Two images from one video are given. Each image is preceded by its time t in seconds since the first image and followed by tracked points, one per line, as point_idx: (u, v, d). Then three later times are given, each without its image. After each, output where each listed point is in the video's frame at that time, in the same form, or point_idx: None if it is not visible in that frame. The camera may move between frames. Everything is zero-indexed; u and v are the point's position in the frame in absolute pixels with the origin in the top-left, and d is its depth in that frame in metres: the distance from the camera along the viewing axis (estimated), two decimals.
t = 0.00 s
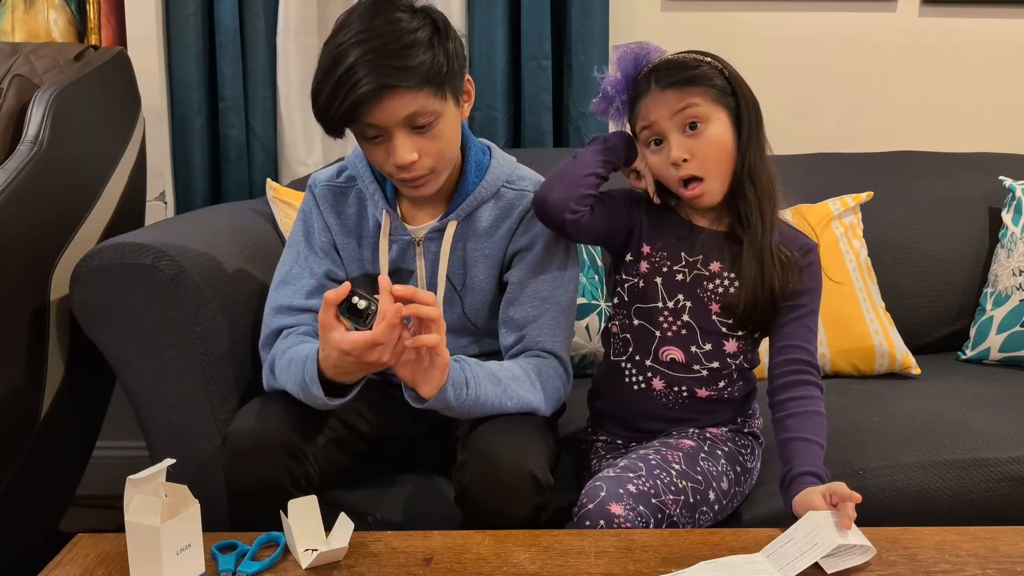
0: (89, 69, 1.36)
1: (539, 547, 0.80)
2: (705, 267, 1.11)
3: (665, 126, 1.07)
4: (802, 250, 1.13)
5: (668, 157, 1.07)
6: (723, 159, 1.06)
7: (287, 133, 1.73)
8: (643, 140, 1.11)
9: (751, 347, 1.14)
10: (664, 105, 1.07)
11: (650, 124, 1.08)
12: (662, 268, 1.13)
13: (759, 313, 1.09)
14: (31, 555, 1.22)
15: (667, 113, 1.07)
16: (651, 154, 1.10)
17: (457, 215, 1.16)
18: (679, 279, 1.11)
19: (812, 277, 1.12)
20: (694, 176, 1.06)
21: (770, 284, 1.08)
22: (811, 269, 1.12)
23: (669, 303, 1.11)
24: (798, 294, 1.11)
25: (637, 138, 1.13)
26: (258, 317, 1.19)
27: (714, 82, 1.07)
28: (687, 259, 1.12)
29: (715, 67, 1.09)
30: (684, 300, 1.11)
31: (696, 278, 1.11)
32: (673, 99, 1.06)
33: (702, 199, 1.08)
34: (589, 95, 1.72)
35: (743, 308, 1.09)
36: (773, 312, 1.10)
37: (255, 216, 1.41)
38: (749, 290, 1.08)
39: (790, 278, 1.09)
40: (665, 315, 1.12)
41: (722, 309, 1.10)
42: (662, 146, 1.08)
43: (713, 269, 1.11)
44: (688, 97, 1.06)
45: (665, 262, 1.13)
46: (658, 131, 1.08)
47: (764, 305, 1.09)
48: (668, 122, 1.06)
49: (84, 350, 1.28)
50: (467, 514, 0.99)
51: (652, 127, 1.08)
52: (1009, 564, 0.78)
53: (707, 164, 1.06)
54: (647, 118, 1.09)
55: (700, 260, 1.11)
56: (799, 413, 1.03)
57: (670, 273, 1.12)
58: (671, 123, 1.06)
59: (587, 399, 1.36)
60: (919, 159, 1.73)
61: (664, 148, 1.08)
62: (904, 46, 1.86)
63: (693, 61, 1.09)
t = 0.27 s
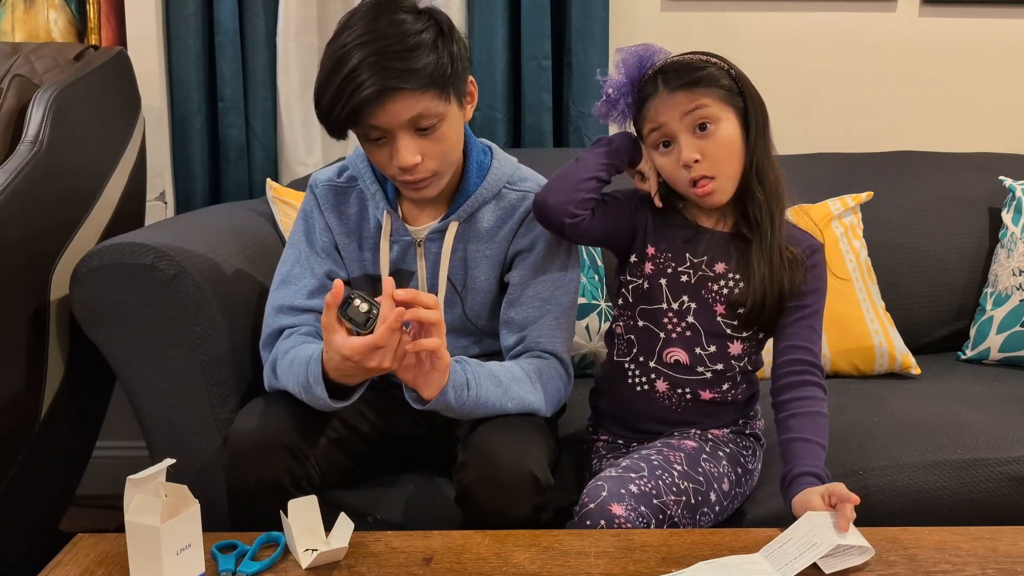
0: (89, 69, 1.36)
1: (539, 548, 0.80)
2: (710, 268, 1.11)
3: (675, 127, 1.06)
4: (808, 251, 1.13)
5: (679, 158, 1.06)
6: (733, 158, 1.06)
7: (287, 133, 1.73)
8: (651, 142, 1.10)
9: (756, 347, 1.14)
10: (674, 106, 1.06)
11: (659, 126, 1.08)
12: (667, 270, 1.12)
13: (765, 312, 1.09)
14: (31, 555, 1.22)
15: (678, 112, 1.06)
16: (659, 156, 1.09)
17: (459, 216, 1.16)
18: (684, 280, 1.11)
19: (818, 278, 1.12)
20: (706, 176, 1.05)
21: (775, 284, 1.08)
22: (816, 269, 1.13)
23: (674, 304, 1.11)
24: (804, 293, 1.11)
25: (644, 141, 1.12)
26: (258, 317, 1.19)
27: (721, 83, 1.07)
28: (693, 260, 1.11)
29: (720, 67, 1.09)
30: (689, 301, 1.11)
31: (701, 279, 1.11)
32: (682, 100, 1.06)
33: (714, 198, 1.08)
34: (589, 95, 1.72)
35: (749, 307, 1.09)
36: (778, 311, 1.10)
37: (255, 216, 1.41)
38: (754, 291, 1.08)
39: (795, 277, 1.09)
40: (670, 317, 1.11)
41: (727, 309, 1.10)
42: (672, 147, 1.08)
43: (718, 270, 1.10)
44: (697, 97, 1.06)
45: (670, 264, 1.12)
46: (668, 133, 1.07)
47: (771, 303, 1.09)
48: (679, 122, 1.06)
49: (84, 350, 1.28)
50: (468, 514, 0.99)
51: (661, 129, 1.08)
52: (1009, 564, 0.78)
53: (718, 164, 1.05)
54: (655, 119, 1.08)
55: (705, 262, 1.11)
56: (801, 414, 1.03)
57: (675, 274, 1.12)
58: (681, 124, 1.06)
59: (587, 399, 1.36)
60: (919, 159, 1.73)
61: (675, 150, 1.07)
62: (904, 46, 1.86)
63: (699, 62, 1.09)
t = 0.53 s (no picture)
0: (89, 69, 1.37)
1: (539, 548, 0.80)
2: (713, 269, 1.11)
3: (680, 127, 1.06)
4: (811, 252, 1.13)
5: (684, 158, 1.06)
6: (737, 159, 1.06)
7: (287, 133, 1.73)
8: (655, 143, 1.10)
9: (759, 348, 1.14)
10: (678, 106, 1.06)
11: (664, 126, 1.08)
12: (670, 271, 1.12)
13: (767, 316, 1.09)
14: (31, 556, 1.22)
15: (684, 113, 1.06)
16: (663, 156, 1.09)
17: (460, 216, 1.16)
18: (687, 282, 1.11)
19: (821, 279, 1.12)
20: (711, 176, 1.05)
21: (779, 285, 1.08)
22: (819, 270, 1.13)
23: (677, 305, 1.11)
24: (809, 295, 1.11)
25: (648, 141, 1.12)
26: (258, 317, 1.20)
27: (726, 83, 1.07)
28: (695, 261, 1.12)
29: (725, 67, 1.09)
30: (692, 303, 1.11)
31: (704, 280, 1.11)
32: (687, 100, 1.06)
33: (719, 200, 1.08)
34: (589, 95, 1.72)
35: (752, 309, 1.09)
36: (782, 315, 1.10)
37: (255, 216, 1.41)
38: (757, 292, 1.08)
39: (799, 278, 1.09)
40: (672, 318, 1.12)
41: (730, 312, 1.10)
42: (676, 147, 1.08)
43: (721, 271, 1.11)
44: (701, 98, 1.06)
45: (672, 265, 1.12)
46: (672, 133, 1.07)
47: (774, 307, 1.09)
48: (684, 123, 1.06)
49: (84, 350, 1.28)
50: (469, 514, 0.99)
51: (666, 129, 1.08)
52: (1009, 564, 0.78)
53: (723, 164, 1.05)
54: (660, 120, 1.08)
55: (708, 263, 1.11)
56: (801, 415, 1.03)
57: (678, 276, 1.12)
58: (685, 124, 1.06)
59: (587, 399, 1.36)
60: (918, 159, 1.73)
61: (679, 150, 1.07)
62: (904, 46, 1.86)
63: (704, 62, 1.09)
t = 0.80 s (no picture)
0: (89, 69, 1.37)
1: (539, 548, 0.80)
2: (715, 269, 1.11)
3: (682, 127, 1.06)
4: (813, 252, 1.13)
5: (686, 159, 1.06)
6: (740, 159, 1.06)
7: (287, 133, 1.73)
8: (658, 142, 1.10)
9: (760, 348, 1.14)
10: (681, 106, 1.06)
11: (666, 126, 1.08)
12: (671, 271, 1.12)
13: (768, 316, 1.09)
14: (31, 556, 1.22)
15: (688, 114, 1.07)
16: (665, 157, 1.10)
17: (460, 214, 1.17)
18: (688, 282, 1.11)
19: (822, 280, 1.12)
20: (713, 177, 1.05)
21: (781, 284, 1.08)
22: (821, 271, 1.13)
23: (677, 306, 1.11)
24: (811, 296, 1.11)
25: (651, 141, 1.12)
26: (258, 317, 1.20)
27: (729, 84, 1.07)
28: (696, 262, 1.12)
29: (728, 68, 1.09)
30: (693, 304, 1.11)
31: (705, 280, 1.11)
32: (689, 100, 1.06)
33: (720, 201, 1.08)
34: (589, 95, 1.72)
35: (754, 310, 1.09)
36: (784, 317, 1.10)
37: (255, 215, 1.41)
38: (759, 292, 1.08)
39: (801, 279, 1.09)
40: (673, 319, 1.12)
41: (731, 312, 1.10)
42: (678, 147, 1.08)
43: (723, 271, 1.11)
44: (704, 98, 1.06)
45: (673, 265, 1.12)
46: (675, 133, 1.07)
47: (775, 308, 1.09)
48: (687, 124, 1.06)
49: (84, 350, 1.28)
50: (469, 514, 0.99)
51: (668, 129, 1.08)
52: (1009, 564, 0.78)
53: (725, 165, 1.05)
54: (663, 120, 1.08)
55: (709, 263, 1.11)
56: (801, 415, 1.03)
57: (679, 276, 1.12)
58: (687, 124, 1.06)
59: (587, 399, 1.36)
60: (918, 159, 1.73)
61: (681, 150, 1.07)
62: (904, 46, 1.86)
63: (706, 62, 1.08)
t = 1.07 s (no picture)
0: (89, 69, 1.36)
1: (539, 548, 0.80)
2: (715, 269, 1.11)
3: (682, 127, 1.06)
4: (814, 252, 1.13)
5: (686, 159, 1.06)
6: (741, 160, 1.06)
7: (287, 133, 1.72)
8: (658, 143, 1.10)
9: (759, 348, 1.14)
10: (682, 107, 1.06)
11: (667, 126, 1.08)
12: (671, 271, 1.12)
13: (769, 315, 1.09)
14: (31, 556, 1.22)
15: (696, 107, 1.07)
16: (666, 156, 1.10)
17: (458, 211, 1.17)
18: (689, 282, 1.11)
19: (822, 280, 1.12)
20: (714, 176, 1.05)
21: (783, 285, 1.09)
22: (821, 271, 1.12)
23: (678, 305, 1.11)
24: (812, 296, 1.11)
25: (651, 141, 1.12)
26: (258, 317, 1.20)
27: (729, 84, 1.07)
28: (697, 261, 1.12)
29: (728, 68, 1.09)
30: (693, 303, 1.11)
31: (706, 280, 1.11)
32: (689, 101, 1.06)
33: (721, 201, 1.08)
34: (589, 95, 1.72)
35: (754, 310, 1.09)
36: (784, 318, 1.11)
37: (255, 215, 1.41)
38: (760, 291, 1.08)
39: (801, 279, 1.09)
40: (673, 318, 1.11)
41: (731, 311, 1.10)
42: (679, 148, 1.08)
43: (723, 271, 1.11)
44: (704, 98, 1.06)
45: (674, 265, 1.12)
46: (675, 133, 1.07)
47: (776, 308, 1.09)
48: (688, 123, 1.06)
49: (84, 350, 1.28)
50: (469, 515, 0.99)
51: (669, 129, 1.08)
52: (1009, 564, 0.78)
53: (725, 165, 1.05)
54: (664, 120, 1.08)
55: (710, 263, 1.11)
56: (801, 415, 1.03)
57: (680, 275, 1.12)
58: (689, 125, 1.06)
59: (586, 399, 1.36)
60: (918, 159, 1.73)
61: (682, 150, 1.07)
62: (904, 46, 1.86)
63: (707, 62, 1.09)
